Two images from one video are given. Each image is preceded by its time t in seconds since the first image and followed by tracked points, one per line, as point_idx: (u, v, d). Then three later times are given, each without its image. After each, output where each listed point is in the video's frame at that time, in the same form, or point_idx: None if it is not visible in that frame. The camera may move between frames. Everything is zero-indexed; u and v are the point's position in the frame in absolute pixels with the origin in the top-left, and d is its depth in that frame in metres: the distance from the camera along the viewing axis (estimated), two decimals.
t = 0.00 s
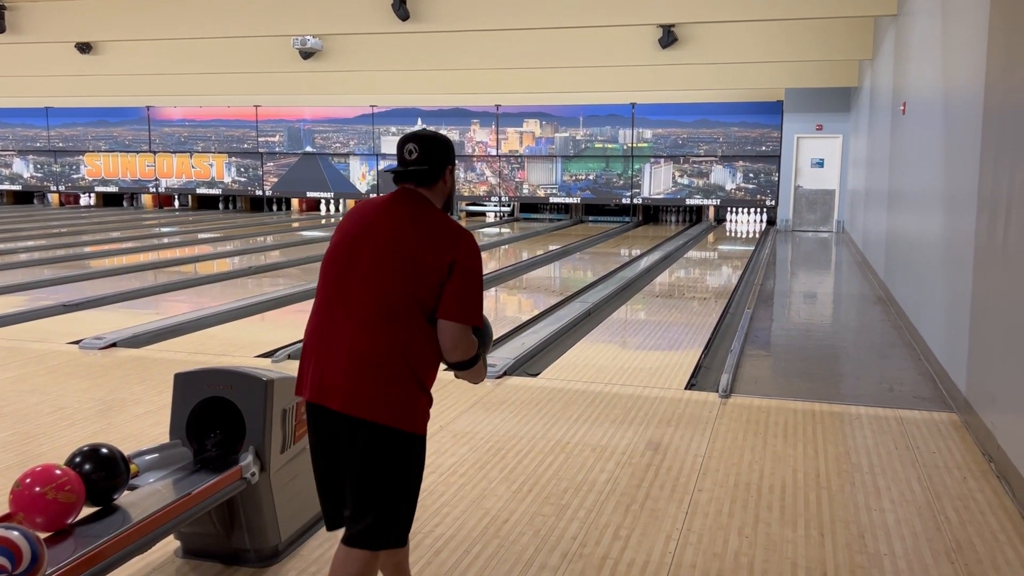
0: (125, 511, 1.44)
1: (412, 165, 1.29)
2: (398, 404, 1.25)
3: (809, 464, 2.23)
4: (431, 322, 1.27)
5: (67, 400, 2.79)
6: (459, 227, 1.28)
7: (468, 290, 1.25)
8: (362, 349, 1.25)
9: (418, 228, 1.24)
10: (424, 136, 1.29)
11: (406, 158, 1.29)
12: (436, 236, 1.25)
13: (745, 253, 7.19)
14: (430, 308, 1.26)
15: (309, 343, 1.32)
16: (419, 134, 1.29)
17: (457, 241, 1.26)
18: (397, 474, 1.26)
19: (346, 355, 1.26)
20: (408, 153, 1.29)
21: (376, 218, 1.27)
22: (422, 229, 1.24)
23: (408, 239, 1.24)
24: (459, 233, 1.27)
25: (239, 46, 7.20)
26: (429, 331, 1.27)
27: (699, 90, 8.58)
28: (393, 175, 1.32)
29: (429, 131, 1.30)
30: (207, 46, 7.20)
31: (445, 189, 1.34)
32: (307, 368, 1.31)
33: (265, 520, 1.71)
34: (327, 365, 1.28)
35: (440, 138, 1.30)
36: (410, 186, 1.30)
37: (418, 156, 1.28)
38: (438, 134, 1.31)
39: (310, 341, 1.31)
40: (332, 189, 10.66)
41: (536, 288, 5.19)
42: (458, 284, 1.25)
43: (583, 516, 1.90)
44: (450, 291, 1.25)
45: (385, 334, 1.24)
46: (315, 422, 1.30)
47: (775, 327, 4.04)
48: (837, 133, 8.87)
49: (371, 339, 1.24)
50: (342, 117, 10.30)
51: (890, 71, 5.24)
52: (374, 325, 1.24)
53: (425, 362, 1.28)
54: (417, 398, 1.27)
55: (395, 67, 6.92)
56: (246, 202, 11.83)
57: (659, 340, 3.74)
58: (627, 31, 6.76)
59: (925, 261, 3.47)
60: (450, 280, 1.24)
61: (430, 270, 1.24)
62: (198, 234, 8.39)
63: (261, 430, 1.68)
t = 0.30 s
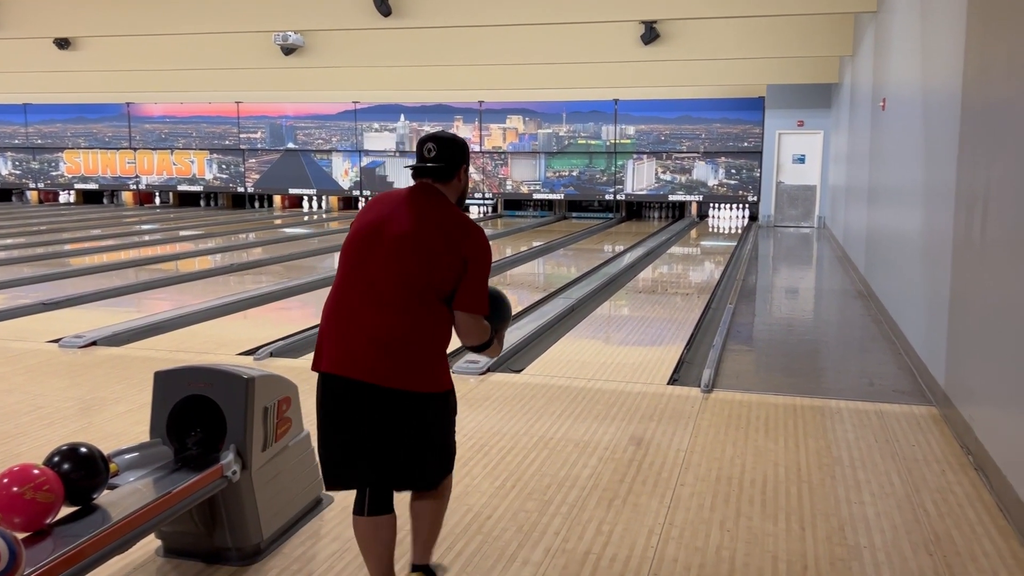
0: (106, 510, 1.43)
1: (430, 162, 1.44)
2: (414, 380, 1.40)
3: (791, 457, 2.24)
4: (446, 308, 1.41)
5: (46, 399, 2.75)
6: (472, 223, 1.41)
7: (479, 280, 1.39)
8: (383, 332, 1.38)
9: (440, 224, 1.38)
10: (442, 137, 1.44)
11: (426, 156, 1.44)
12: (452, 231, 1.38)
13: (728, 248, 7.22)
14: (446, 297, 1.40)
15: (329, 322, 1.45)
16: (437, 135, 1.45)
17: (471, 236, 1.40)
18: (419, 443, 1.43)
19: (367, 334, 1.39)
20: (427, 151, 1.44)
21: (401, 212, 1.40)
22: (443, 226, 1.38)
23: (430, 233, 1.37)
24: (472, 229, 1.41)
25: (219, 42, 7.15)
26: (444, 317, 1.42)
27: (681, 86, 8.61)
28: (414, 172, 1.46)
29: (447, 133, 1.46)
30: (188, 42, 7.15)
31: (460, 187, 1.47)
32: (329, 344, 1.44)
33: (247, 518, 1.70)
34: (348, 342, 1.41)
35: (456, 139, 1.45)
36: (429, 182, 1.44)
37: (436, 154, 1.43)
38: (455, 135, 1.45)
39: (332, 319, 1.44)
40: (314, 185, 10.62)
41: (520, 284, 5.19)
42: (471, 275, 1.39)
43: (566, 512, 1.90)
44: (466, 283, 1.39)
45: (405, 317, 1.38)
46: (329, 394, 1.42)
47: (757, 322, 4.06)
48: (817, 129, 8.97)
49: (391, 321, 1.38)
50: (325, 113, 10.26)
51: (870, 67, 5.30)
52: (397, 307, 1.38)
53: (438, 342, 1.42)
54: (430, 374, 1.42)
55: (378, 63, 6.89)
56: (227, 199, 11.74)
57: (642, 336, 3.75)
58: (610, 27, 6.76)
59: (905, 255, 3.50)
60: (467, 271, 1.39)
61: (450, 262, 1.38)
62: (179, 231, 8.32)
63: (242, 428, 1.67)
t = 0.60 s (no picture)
0: (82, 511, 1.41)
1: (450, 166, 1.55)
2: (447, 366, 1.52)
3: (769, 452, 2.26)
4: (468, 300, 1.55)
5: (21, 399, 2.72)
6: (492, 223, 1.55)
7: (502, 274, 1.54)
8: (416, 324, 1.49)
9: (466, 223, 1.50)
10: (461, 144, 1.56)
11: (446, 161, 1.56)
12: (479, 229, 1.51)
13: (708, 245, 7.26)
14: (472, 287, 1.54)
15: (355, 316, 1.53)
16: (455, 143, 1.57)
17: (494, 234, 1.53)
18: (449, 417, 1.56)
19: (398, 322, 1.49)
20: (446, 157, 1.56)
21: (427, 213, 1.51)
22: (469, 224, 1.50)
23: (458, 232, 1.49)
24: (493, 228, 1.54)
25: (197, 38, 7.07)
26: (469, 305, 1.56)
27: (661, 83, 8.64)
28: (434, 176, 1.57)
29: (464, 141, 1.58)
30: (165, 39, 7.09)
31: (476, 190, 1.60)
32: (355, 334, 1.52)
33: (226, 517, 1.68)
34: (378, 331, 1.50)
35: (473, 146, 1.57)
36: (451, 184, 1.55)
37: (455, 158, 1.55)
38: (472, 143, 1.57)
39: (360, 310, 1.52)
40: (294, 183, 10.54)
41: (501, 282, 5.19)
42: (494, 268, 1.53)
43: (547, 508, 1.90)
44: (491, 273, 1.53)
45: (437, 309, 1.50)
46: (360, 384, 1.51)
47: (737, 318, 4.09)
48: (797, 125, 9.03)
49: (423, 313, 1.49)
50: (304, 110, 10.20)
51: (847, 65, 5.34)
52: (428, 301, 1.49)
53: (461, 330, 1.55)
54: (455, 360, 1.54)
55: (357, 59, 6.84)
56: (206, 197, 11.65)
57: (622, 332, 3.76)
58: (590, 25, 6.77)
59: (882, 251, 3.54)
60: (491, 264, 1.52)
61: (475, 256, 1.50)
62: (158, 229, 8.23)
63: (221, 427, 1.65)
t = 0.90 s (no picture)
0: (58, 513, 1.39)
1: (467, 169, 1.73)
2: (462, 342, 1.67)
3: (749, 448, 2.28)
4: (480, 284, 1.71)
5: None
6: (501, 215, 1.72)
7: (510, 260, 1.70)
8: (436, 300, 1.64)
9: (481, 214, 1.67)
10: (477, 152, 1.75)
11: (463, 166, 1.74)
12: (489, 218, 1.68)
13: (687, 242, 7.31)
14: (483, 274, 1.70)
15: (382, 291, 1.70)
16: (474, 150, 1.75)
17: (503, 224, 1.70)
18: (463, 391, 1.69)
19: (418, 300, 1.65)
20: (465, 162, 1.74)
21: (446, 205, 1.69)
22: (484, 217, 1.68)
23: (474, 222, 1.66)
24: (502, 219, 1.71)
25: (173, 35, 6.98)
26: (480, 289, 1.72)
27: (641, 82, 8.67)
28: (452, 179, 1.76)
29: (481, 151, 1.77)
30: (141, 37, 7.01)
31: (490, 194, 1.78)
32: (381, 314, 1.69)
33: (204, 518, 1.67)
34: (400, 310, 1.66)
35: (488, 154, 1.76)
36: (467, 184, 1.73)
37: (473, 163, 1.73)
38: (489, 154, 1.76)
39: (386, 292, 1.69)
40: (273, 181, 10.45)
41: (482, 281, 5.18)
42: (503, 255, 1.69)
43: (528, 506, 1.91)
44: (501, 262, 1.70)
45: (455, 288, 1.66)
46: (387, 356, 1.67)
47: (716, 315, 4.12)
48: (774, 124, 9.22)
49: (439, 292, 1.65)
50: (283, 108, 10.14)
51: (825, 63, 5.39)
52: (444, 281, 1.65)
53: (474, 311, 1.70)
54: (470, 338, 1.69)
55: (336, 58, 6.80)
56: (184, 196, 11.53)
57: (603, 330, 3.78)
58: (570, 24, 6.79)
59: (859, 248, 3.57)
60: (502, 252, 1.68)
61: (485, 242, 1.67)
62: (135, 228, 8.14)
63: (198, 428, 1.64)
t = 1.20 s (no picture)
0: (35, 518, 1.37)
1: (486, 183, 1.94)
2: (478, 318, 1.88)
3: (730, 448, 2.29)
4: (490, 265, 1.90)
5: None
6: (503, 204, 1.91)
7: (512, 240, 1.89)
8: (454, 285, 1.84)
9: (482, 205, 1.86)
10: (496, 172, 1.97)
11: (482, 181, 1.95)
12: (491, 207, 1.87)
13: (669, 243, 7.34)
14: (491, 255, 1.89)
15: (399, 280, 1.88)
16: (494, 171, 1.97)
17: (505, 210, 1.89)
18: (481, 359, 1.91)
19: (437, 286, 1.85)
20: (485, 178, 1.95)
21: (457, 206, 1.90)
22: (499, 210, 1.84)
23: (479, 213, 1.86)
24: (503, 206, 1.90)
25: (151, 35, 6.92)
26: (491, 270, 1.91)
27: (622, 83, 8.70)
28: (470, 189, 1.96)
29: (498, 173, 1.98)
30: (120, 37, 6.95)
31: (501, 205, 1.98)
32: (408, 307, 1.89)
33: (184, 521, 1.65)
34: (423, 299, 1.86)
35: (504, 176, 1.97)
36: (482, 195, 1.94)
37: (491, 180, 1.94)
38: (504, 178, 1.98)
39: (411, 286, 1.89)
40: (254, 182, 10.40)
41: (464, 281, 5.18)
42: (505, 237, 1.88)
43: (510, 507, 1.91)
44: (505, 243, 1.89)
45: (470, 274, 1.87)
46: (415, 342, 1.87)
47: (697, 315, 4.14)
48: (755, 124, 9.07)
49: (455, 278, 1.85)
50: (264, 109, 10.08)
51: (804, 65, 5.43)
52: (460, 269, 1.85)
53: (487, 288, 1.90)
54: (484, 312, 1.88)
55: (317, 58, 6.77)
56: (164, 197, 11.44)
57: (584, 330, 3.78)
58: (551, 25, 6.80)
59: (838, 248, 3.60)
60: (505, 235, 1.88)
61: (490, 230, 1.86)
62: (114, 230, 8.05)
63: (177, 430, 1.62)
